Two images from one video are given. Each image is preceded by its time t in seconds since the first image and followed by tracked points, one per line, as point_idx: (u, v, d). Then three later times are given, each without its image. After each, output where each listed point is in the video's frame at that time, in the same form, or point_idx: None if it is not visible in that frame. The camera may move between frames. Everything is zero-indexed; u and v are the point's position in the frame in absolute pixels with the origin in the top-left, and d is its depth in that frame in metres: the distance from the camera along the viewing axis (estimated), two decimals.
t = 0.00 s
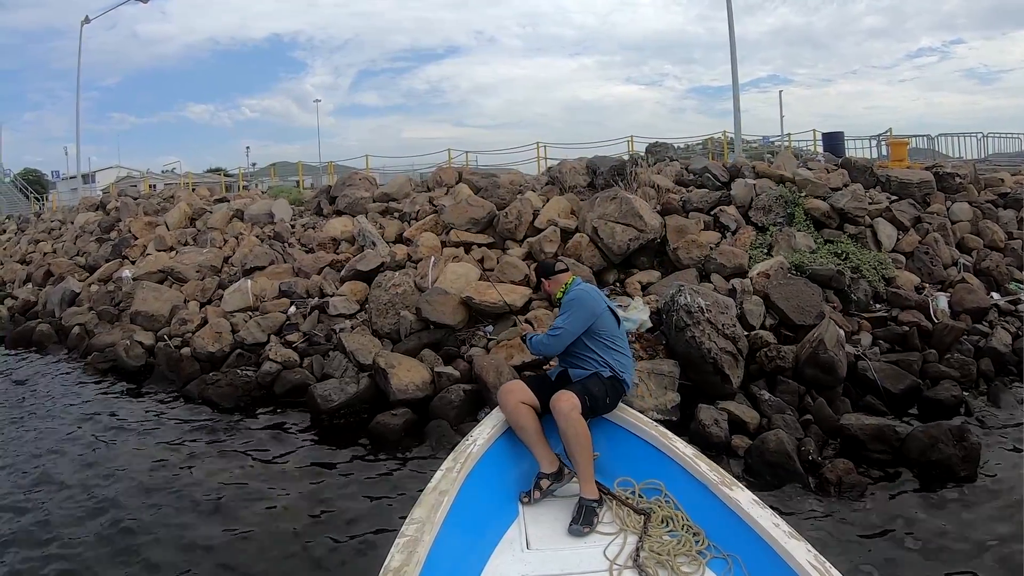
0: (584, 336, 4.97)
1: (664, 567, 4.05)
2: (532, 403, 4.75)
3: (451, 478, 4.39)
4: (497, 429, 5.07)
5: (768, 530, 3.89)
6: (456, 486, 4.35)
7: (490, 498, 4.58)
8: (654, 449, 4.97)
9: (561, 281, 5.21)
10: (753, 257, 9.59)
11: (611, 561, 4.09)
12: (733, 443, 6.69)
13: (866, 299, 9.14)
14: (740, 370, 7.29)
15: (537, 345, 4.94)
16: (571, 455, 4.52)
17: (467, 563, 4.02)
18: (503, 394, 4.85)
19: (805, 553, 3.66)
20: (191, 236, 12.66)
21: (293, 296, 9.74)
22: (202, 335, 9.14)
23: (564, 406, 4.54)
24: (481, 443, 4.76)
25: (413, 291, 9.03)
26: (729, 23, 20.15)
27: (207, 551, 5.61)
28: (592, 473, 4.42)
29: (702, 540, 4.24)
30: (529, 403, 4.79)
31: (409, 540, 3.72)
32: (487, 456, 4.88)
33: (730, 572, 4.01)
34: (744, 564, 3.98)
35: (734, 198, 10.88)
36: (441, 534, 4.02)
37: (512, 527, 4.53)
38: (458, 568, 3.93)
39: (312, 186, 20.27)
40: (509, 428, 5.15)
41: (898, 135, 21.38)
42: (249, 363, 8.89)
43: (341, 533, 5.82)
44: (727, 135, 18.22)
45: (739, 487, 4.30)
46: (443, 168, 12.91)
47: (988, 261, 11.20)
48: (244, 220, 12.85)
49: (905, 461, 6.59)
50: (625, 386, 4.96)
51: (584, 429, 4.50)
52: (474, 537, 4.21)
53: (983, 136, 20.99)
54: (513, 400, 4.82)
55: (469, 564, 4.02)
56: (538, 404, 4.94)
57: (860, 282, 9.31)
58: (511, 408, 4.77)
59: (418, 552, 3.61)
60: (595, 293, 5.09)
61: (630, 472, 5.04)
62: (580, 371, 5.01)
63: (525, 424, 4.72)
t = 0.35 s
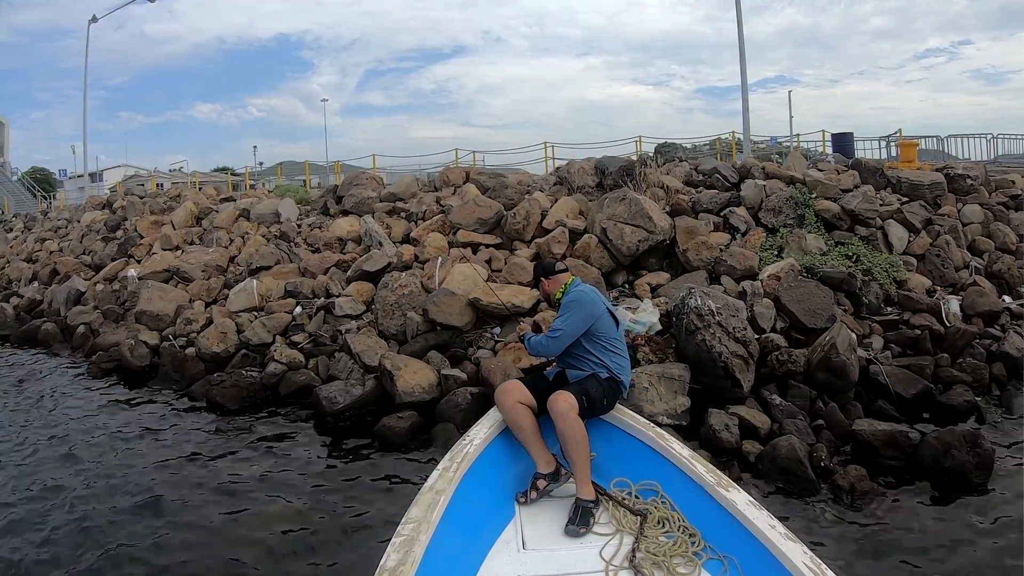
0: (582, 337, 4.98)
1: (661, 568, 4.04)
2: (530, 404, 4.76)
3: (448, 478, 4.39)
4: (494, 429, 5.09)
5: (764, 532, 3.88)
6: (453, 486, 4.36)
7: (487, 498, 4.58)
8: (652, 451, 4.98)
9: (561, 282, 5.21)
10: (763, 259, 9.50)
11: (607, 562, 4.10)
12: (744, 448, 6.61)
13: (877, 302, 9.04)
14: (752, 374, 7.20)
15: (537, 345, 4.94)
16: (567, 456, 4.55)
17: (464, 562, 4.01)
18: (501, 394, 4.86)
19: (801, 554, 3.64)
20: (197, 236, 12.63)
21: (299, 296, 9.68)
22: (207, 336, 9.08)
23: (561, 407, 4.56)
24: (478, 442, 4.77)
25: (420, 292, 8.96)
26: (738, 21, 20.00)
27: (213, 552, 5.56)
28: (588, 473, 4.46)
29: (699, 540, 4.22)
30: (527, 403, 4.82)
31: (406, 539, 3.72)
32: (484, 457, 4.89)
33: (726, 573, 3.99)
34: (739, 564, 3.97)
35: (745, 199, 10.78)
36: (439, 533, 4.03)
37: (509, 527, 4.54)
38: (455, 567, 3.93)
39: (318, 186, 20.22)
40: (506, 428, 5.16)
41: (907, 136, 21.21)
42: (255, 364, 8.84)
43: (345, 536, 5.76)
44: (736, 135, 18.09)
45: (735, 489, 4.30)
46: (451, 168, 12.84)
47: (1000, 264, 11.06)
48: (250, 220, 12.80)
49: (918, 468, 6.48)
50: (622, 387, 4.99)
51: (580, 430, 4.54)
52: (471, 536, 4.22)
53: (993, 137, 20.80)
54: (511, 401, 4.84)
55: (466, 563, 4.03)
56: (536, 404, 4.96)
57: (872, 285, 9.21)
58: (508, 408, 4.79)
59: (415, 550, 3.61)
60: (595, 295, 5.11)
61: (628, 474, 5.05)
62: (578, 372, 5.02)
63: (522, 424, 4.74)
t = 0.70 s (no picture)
0: (579, 339, 4.88)
1: (658, 569, 4.02)
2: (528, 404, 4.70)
3: (445, 479, 4.37)
4: (493, 429, 5.06)
5: (761, 533, 3.85)
6: (451, 486, 4.33)
7: (485, 498, 4.55)
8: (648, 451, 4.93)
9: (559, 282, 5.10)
10: (776, 259, 9.40)
11: (604, 562, 4.06)
12: (759, 452, 6.51)
13: (891, 304, 8.92)
14: (766, 376, 7.10)
15: (534, 348, 4.84)
16: (564, 456, 4.51)
17: (461, 561, 3.98)
18: (499, 393, 4.80)
19: (798, 555, 3.61)
20: (205, 236, 12.62)
21: (308, 297, 9.64)
22: (215, 336, 9.04)
23: (557, 408, 4.50)
24: (476, 443, 4.73)
25: (430, 292, 8.89)
26: (748, 20, 19.88)
27: (220, 554, 5.50)
28: (585, 474, 4.44)
29: (696, 541, 4.19)
30: (524, 404, 4.78)
31: (403, 539, 3.70)
32: (482, 456, 4.86)
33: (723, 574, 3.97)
34: (736, 566, 3.94)
35: (757, 199, 10.67)
36: (436, 533, 4.01)
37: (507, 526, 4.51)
38: (453, 567, 3.90)
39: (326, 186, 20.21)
40: (504, 429, 5.12)
41: (919, 135, 21.03)
42: (263, 365, 8.80)
43: (353, 538, 5.70)
44: (747, 135, 17.96)
45: (733, 489, 4.26)
46: (460, 167, 12.77)
47: (1016, 265, 10.91)
48: (258, 220, 12.79)
49: (934, 473, 6.39)
50: (619, 390, 4.91)
51: (577, 430, 4.49)
52: (468, 536, 4.19)
53: (1006, 136, 20.60)
54: (509, 401, 4.79)
55: (464, 563, 4.00)
56: (534, 405, 4.91)
57: (886, 286, 9.09)
58: (506, 408, 4.75)
59: (412, 551, 3.59)
60: (593, 297, 4.99)
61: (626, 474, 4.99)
62: (574, 373, 4.93)
63: (519, 424, 4.69)
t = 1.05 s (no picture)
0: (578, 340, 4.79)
1: (658, 569, 3.97)
2: (528, 404, 4.64)
3: (446, 479, 4.34)
4: (493, 429, 5.01)
5: (762, 533, 3.80)
6: (452, 486, 4.28)
7: (486, 499, 4.50)
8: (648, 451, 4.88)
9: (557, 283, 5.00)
10: (792, 259, 9.28)
11: (605, 563, 4.02)
12: (777, 454, 6.42)
13: (908, 304, 8.78)
14: (784, 378, 6.99)
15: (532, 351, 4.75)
16: (563, 456, 4.46)
17: (464, 561, 3.94)
18: (498, 394, 4.74)
19: (800, 556, 3.56)
20: (218, 235, 12.62)
21: (320, 296, 9.62)
22: (228, 336, 9.02)
23: (556, 408, 4.44)
24: (477, 443, 4.68)
25: (444, 292, 8.84)
26: (760, 19, 19.74)
27: (233, 554, 5.47)
28: (585, 474, 4.39)
29: (696, 541, 4.15)
30: (524, 404, 4.72)
31: (403, 540, 3.66)
32: (482, 456, 4.81)
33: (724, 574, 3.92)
34: (737, 565, 3.89)
35: (772, 198, 10.55)
36: (437, 533, 3.97)
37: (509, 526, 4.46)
38: (454, 567, 3.86)
39: (337, 185, 20.20)
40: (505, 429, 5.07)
41: (933, 134, 20.82)
42: (276, 365, 8.77)
43: (365, 539, 5.65)
44: (760, 134, 17.81)
45: (733, 490, 4.22)
46: (473, 166, 12.70)
47: None
48: (271, 219, 12.78)
49: (954, 474, 6.31)
50: (618, 391, 4.84)
51: (576, 431, 4.43)
52: (469, 536, 4.14)
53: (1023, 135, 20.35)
54: (508, 401, 4.73)
55: (465, 563, 3.95)
56: (533, 405, 4.85)
57: (903, 286, 8.97)
58: (505, 408, 4.69)
59: (412, 551, 3.55)
60: (591, 296, 4.90)
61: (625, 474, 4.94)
62: (573, 374, 4.84)
63: (518, 424, 4.64)
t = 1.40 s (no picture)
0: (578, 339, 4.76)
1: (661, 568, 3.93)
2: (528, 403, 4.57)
3: (447, 478, 4.24)
4: (493, 428, 4.94)
5: (764, 530, 3.76)
6: (453, 485, 4.20)
7: (487, 499, 4.44)
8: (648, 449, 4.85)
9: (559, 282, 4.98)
10: (812, 260, 9.19)
11: (607, 562, 3.98)
12: (799, 456, 6.34)
13: (928, 305, 8.65)
14: (805, 380, 6.88)
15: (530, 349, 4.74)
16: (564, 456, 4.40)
17: (464, 562, 3.87)
18: (498, 394, 4.66)
19: (802, 553, 3.52)
20: (233, 233, 12.64)
21: (337, 295, 9.61)
22: (244, 334, 9.02)
23: (556, 408, 4.38)
24: (478, 443, 4.62)
25: (461, 292, 8.80)
26: (777, 18, 19.62)
27: (249, 553, 5.44)
28: (586, 473, 4.35)
29: (699, 539, 4.11)
30: (524, 403, 4.65)
31: (406, 540, 3.57)
32: (482, 456, 4.74)
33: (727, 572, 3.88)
34: (739, 563, 3.85)
35: (791, 198, 10.45)
36: (439, 534, 3.88)
37: (509, 527, 4.40)
38: (457, 568, 3.79)
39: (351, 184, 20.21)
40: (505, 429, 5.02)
41: (951, 134, 20.61)
42: (292, 363, 8.75)
43: (381, 540, 5.60)
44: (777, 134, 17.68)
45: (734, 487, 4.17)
46: (488, 165, 12.66)
47: None
48: (286, 218, 12.79)
49: (976, 478, 6.20)
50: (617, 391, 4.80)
51: (577, 431, 4.37)
52: (470, 536, 4.08)
53: None
54: (509, 401, 4.66)
55: (467, 564, 3.88)
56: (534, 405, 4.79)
57: (923, 287, 8.84)
58: (506, 407, 4.61)
59: (415, 552, 3.47)
60: (592, 296, 4.87)
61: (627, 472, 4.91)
62: (572, 374, 4.80)
63: (518, 424, 4.56)
